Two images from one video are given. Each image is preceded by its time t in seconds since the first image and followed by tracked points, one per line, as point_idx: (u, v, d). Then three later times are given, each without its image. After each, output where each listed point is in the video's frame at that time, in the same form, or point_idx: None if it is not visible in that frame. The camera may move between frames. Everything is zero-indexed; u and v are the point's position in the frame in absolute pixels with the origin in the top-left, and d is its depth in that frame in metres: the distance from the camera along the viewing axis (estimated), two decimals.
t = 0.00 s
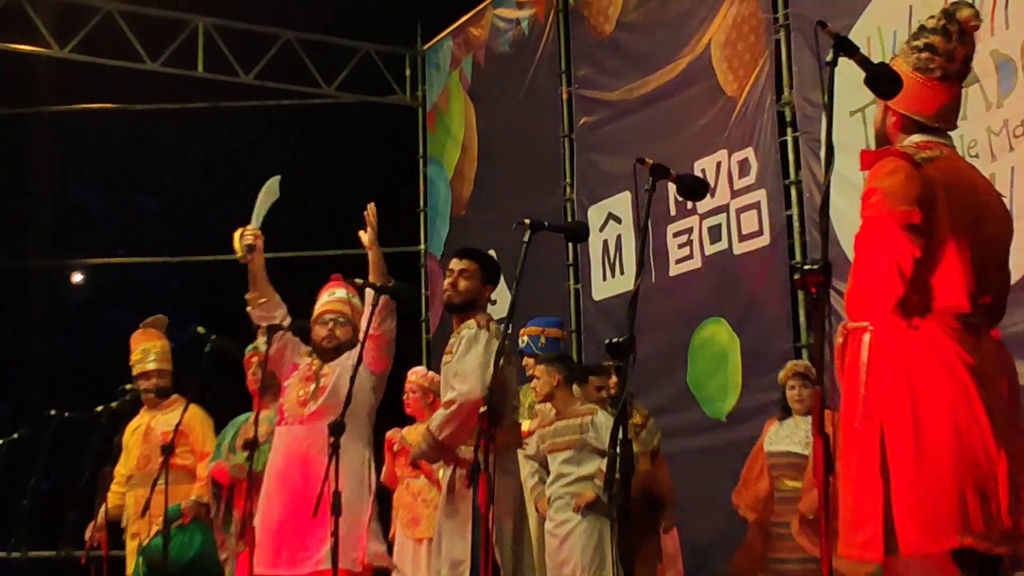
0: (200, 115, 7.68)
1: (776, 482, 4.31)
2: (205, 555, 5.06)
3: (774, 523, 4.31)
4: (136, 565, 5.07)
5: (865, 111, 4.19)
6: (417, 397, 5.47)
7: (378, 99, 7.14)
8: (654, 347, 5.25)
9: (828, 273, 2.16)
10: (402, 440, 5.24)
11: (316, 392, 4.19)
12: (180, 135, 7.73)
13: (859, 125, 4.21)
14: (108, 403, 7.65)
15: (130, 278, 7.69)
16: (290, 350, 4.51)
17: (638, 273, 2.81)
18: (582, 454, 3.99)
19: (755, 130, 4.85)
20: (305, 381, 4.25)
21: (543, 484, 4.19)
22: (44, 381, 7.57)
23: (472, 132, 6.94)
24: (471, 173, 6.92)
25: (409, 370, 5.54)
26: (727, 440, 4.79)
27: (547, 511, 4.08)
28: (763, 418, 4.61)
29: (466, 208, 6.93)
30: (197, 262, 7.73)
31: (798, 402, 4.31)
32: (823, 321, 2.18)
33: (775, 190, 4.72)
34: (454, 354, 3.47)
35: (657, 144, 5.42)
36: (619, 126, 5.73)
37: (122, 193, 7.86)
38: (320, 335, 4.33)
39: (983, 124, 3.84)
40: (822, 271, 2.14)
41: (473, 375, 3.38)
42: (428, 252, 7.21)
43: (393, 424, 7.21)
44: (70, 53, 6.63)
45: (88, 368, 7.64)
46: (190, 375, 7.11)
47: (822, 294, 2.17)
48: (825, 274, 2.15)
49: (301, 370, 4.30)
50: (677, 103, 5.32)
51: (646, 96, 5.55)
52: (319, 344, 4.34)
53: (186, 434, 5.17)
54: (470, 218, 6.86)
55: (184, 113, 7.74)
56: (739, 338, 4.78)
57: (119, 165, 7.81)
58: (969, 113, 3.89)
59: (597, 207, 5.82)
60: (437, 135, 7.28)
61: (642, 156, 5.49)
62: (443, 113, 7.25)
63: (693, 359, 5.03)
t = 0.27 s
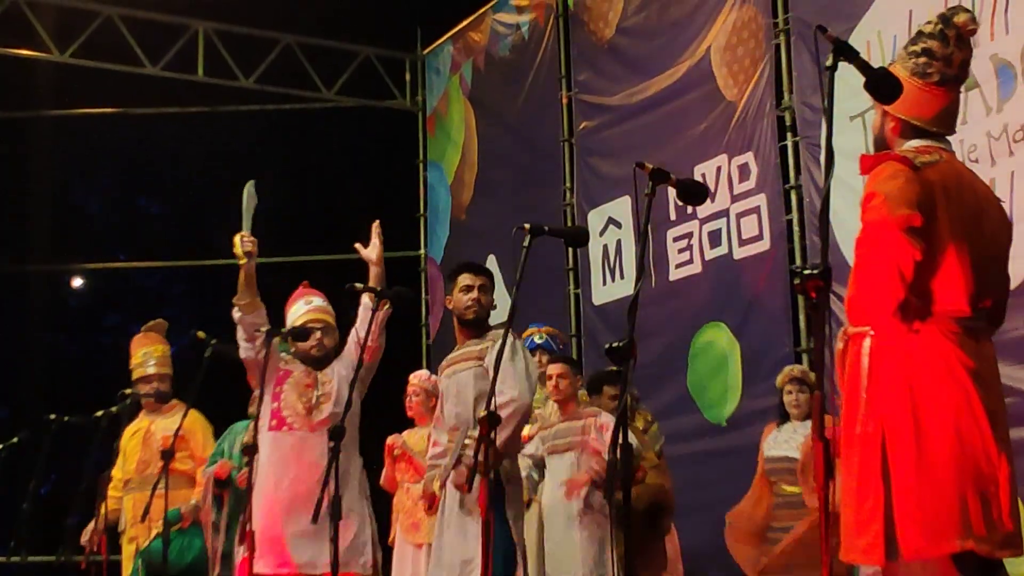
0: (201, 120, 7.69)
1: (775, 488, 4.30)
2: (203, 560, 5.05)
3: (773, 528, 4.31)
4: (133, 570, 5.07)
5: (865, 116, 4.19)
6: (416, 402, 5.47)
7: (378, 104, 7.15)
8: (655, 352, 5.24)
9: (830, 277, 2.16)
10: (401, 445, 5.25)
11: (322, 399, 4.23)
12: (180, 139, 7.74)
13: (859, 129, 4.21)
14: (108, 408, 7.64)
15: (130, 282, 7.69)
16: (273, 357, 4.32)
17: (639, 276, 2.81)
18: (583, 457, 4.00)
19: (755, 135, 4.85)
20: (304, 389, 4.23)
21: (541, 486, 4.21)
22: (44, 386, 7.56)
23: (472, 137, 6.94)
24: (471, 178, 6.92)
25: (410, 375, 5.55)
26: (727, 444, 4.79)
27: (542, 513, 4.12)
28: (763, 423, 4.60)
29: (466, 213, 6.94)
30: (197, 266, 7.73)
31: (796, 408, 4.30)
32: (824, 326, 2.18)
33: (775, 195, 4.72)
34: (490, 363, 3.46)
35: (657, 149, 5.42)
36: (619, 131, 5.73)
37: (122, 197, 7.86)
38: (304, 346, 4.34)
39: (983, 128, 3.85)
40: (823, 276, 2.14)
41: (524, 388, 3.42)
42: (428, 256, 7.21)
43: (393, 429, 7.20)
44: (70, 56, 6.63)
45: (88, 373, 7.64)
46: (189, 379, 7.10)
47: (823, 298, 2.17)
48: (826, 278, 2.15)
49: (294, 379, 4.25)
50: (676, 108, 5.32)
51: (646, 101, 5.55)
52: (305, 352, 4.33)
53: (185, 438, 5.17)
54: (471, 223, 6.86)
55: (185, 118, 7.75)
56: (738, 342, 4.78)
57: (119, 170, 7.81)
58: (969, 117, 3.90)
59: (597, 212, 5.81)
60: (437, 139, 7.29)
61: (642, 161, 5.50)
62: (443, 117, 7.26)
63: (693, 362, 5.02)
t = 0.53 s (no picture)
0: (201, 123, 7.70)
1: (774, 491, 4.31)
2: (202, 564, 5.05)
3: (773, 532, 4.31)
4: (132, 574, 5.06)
5: (865, 120, 4.20)
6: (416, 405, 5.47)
7: (378, 108, 7.15)
8: (655, 355, 5.24)
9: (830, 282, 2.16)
10: (401, 449, 5.26)
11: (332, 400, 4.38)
12: (181, 143, 7.76)
13: (859, 133, 4.22)
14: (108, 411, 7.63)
15: (130, 288, 7.72)
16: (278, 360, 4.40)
17: (638, 279, 2.80)
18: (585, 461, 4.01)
19: (756, 139, 4.85)
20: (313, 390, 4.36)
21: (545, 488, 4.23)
22: (44, 390, 7.55)
23: (472, 140, 6.95)
24: (471, 181, 6.92)
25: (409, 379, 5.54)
26: (728, 447, 4.78)
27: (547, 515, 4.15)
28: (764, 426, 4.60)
29: (466, 216, 6.94)
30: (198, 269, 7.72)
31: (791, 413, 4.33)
32: (825, 329, 2.19)
33: (775, 198, 4.72)
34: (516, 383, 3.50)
35: (657, 152, 5.43)
36: (619, 135, 5.73)
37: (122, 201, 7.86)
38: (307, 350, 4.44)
39: (983, 132, 3.85)
40: (824, 279, 2.14)
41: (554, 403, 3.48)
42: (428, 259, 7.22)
43: (393, 432, 7.19)
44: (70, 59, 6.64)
45: (87, 376, 7.62)
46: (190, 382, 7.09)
47: (824, 302, 2.17)
48: (827, 282, 2.15)
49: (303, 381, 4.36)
50: (676, 112, 5.33)
51: (646, 104, 5.55)
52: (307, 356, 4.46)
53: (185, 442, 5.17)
54: (471, 226, 6.86)
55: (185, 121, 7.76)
56: (738, 345, 4.78)
57: (120, 173, 7.81)
58: (969, 121, 3.90)
59: (597, 215, 5.81)
60: (437, 143, 7.29)
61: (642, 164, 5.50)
62: (443, 121, 7.26)
63: (693, 366, 5.02)
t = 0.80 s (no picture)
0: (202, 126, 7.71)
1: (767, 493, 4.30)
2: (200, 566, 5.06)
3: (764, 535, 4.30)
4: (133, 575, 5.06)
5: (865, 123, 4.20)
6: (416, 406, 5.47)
7: (379, 110, 7.15)
8: (655, 359, 5.24)
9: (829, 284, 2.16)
10: (401, 452, 5.28)
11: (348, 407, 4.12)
12: (183, 145, 7.77)
13: (858, 137, 4.23)
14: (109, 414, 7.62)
15: (130, 288, 7.70)
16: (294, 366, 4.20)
17: (639, 281, 2.81)
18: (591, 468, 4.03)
19: (756, 141, 4.85)
20: (330, 396, 4.17)
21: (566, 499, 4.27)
22: (45, 392, 7.53)
23: (472, 142, 6.95)
24: (471, 184, 6.93)
25: (411, 381, 5.56)
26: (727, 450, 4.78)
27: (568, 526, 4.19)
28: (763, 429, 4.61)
29: (466, 219, 6.94)
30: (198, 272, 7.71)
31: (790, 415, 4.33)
32: (823, 331, 2.18)
33: (775, 200, 4.72)
34: (523, 377, 3.61)
35: (658, 155, 5.43)
36: (619, 138, 5.73)
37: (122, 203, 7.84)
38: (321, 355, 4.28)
39: (983, 135, 3.85)
40: (823, 282, 2.14)
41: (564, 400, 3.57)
42: (428, 262, 7.22)
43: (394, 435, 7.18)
44: (70, 63, 6.64)
45: (88, 379, 7.60)
46: (191, 384, 7.07)
47: (823, 304, 2.17)
48: (825, 284, 2.15)
49: (318, 386, 4.17)
50: (676, 115, 5.33)
51: (646, 107, 5.55)
52: (322, 362, 4.28)
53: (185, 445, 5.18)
54: (471, 229, 6.87)
55: (187, 124, 7.75)
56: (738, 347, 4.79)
57: (120, 176, 7.80)
58: (969, 123, 3.90)
59: (598, 218, 5.81)
60: (438, 145, 7.29)
61: (642, 167, 5.50)
62: (443, 123, 7.26)
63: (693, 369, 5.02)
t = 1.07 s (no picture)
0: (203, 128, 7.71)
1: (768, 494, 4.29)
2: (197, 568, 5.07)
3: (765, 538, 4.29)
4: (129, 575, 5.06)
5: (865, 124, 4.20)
6: (415, 407, 5.47)
7: (379, 112, 7.15)
8: (654, 361, 5.24)
9: (830, 286, 2.16)
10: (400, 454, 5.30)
11: (368, 416, 4.02)
12: (184, 146, 7.77)
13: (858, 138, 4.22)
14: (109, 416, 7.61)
15: (130, 291, 7.71)
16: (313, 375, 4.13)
17: (639, 283, 2.81)
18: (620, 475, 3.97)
19: (756, 143, 4.85)
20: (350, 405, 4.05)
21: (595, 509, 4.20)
22: (45, 394, 7.52)
23: (472, 144, 6.95)
24: (471, 185, 6.93)
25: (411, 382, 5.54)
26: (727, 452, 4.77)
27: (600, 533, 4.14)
28: (762, 430, 4.61)
29: (466, 220, 6.94)
30: (198, 273, 7.70)
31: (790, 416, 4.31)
32: (823, 333, 2.19)
33: (775, 202, 4.72)
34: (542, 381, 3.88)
35: (658, 156, 5.43)
36: (619, 139, 5.73)
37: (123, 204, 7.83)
38: (339, 363, 4.24)
39: (983, 137, 3.85)
40: (823, 284, 2.15)
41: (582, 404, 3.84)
42: (428, 263, 7.23)
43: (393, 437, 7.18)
44: (70, 64, 6.63)
45: (88, 380, 7.59)
46: (191, 386, 7.07)
47: (824, 306, 2.17)
48: (825, 285, 2.15)
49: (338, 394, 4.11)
50: (676, 116, 5.33)
51: (646, 108, 5.55)
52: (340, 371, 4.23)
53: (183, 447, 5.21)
54: (471, 230, 6.87)
55: (187, 126, 7.75)
56: (739, 349, 4.78)
57: (121, 177, 7.79)
58: (969, 124, 3.89)
59: (598, 220, 5.81)
60: (438, 147, 7.29)
61: (642, 168, 5.50)
62: (443, 125, 7.26)
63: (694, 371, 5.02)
